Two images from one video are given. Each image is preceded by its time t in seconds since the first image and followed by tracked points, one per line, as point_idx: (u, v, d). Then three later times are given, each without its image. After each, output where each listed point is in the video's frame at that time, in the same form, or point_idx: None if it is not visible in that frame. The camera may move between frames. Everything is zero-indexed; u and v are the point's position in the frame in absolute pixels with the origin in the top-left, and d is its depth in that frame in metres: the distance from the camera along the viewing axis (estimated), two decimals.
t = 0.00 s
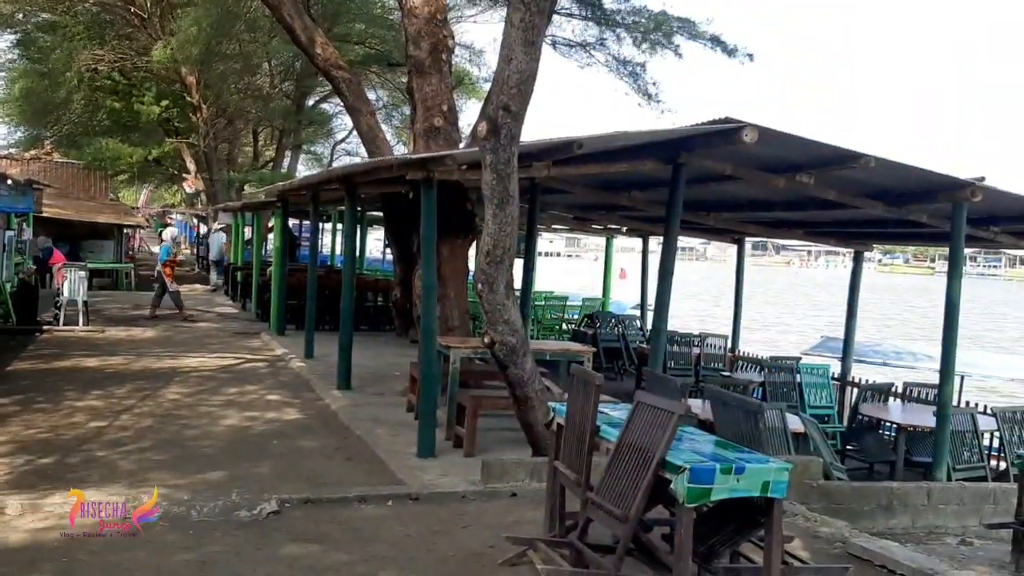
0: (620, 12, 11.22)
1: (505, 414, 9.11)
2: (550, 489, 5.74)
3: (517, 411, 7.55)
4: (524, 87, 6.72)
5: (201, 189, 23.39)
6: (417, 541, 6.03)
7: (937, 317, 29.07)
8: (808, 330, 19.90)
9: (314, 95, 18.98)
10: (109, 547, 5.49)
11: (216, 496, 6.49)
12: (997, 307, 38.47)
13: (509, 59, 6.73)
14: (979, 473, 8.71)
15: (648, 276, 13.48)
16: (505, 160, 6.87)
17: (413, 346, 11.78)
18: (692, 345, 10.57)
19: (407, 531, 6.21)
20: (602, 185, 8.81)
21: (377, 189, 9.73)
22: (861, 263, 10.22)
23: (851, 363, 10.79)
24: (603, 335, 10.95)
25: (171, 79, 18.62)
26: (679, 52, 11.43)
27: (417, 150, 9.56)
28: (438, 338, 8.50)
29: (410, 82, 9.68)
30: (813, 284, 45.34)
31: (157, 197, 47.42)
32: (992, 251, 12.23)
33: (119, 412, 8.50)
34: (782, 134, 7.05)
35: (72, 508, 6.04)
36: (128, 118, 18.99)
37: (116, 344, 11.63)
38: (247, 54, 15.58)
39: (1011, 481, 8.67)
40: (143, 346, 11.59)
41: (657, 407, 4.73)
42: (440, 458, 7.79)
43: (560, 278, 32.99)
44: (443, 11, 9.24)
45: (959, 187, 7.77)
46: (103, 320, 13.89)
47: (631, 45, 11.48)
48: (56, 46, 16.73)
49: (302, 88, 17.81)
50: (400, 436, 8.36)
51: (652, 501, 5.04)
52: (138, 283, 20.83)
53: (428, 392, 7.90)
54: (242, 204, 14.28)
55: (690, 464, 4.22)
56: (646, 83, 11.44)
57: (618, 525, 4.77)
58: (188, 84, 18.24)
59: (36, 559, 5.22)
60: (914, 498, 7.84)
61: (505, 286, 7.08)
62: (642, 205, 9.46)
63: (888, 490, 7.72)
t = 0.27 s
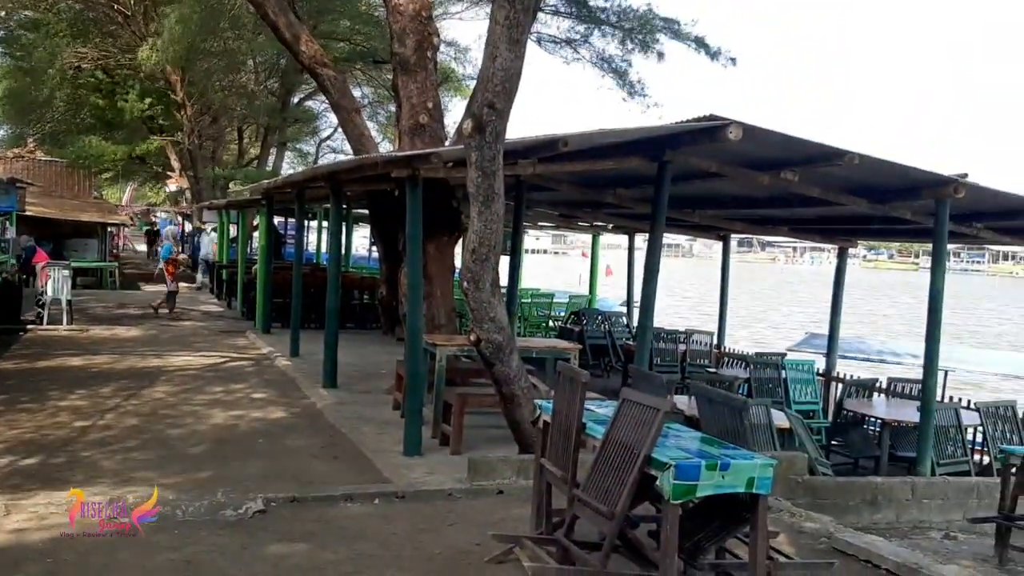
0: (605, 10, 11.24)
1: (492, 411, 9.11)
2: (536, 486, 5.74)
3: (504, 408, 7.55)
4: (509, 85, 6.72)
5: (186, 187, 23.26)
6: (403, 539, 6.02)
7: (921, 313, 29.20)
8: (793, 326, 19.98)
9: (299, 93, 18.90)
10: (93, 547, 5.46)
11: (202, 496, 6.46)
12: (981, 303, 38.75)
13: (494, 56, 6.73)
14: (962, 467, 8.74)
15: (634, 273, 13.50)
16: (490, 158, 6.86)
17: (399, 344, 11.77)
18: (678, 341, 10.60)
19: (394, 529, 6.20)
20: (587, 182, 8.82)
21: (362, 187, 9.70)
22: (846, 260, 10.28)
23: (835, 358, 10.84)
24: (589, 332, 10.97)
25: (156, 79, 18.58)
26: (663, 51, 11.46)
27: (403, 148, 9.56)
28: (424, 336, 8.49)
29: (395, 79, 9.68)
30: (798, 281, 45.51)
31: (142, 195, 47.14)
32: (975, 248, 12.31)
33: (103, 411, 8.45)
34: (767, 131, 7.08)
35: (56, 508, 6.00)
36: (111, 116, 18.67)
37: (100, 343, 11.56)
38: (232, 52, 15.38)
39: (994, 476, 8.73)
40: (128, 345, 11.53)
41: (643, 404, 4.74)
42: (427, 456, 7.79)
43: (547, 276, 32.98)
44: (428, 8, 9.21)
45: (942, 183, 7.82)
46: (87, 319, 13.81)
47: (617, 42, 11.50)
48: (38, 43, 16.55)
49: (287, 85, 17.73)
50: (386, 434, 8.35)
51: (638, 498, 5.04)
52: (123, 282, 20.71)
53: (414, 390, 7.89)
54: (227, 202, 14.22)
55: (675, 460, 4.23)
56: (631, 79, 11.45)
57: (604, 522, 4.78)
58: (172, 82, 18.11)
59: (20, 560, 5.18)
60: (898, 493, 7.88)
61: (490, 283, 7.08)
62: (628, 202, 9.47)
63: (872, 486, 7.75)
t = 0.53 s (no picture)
0: (596, 6, 11.22)
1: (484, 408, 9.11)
2: (529, 484, 5.74)
3: (497, 405, 7.55)
4: (500, 83, 6.70)
5: (176, 185, 23.17)
6: (397, 538, 6.01)
7: (912, 308, 29.31)
8: (785, 321, 20.03)
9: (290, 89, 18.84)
10: (85, 549, 5.43)
11: (195, 497, 6.44)
12: (971, 297, 38.93)
13: (484, 54, 6.71)
14: (954, 462, 8.81)
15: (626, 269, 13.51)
16: (481, 155, 6.84)
17: (391, 341, 11.76)
18: (670, 337, 10.62)
19: (388, 528, 6.20)
20: (579, 179, 8.82)
21: (353, 184, 9.68)
22: (836, 255, 10.30)
23: (827, 353, 10.88)
24: (582, 329, 10.98)
25: (144, 77, 18.59)
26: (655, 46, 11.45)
27: (395, 145, 9.55)
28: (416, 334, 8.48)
29: (386, 77, 9.68)
30: (790, 276, 45.63)
31: (132, 194, 46.96)
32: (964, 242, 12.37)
33: (94, 412, 8.42)
34: (758, 127, 7.09)
35: (48, 509, 5.97)
36: (101, 113, 18.71)
37: (91, 343, 11.52)
38: (222, 48, 15.32)
39: (985, 469, 8.77)
40: (119, 344, 11.49)
41: (636, 401, 4.73)
42: (420, 454, 7.78)
43: (539, 274, 32.98)
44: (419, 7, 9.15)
45: (932, 179, 7.85)
46: (77, 319, 13.75)
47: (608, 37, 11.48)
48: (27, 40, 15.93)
49: (278, 83, 17.66)
50: (379, 432, 8.34)
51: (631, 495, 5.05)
52: (114, 281, 20.62)
53: (406, 387, 7.88)
54: (218, 200, 14.17)
55: (668, 458, 4.23)
56: (623, 74, 11.43)
57: (597, 519, 4.78)
58: (162, 79, 18.00)
59: (12, 562, 5.15)
60: (890, 487, 7.91)
61: (482, 281, 7.07)
62: (619, 198, 9.48)
63: (865, 481, 7.77)
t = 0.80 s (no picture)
0: (595, 5, 11.21)
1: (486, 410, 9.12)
2: (532, 488, 5.75)
3: (498, 408, 7.55)
4: (499, 87, 6.70)
5: (177, 188, 23.19)
6: (399, 542, 6.02)
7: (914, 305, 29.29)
8: (787, 320, 20.02)
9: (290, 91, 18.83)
10: (89, 554, 5.45)
11: (197, 502, 6.45)
12: (973, 294, 38.91)
13: (483, 58, 6.73)
14: (957, 460, 8.81)
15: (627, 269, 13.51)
16: (481, 159, 6.85)
17: (393, 343, 11.77)
18: (672, 337, 10.63)
19: (391, 532, 6.20)
20: (579, 181, 8.82)
21: (354, 187, 9.68)
22: (837, 254, 10.30)
23: (828, 352, 10.87)
24: (583, 329, 10.98)
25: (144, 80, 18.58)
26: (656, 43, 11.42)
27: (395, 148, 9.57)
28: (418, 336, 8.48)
29: (386, 80, 9.72)
30: (792, 274, 45.61)
31: (133, 196, 46.98)
32: (965, 240, 12.36)
33: (97, 417, 8.43)
34: (757, 128, 7.09)
35: (52, 515, 5.99)
36: (101, 117, 18.84)
37: (93, 348, 11.54)
38: (222, 51, 15.31)
39: (987, 468, 8.78)
40: (122, 349, 11.50)
41: (637, 404, 4.74)
42: (422, 457, 7.79)
43: (541, 274, 32.97)
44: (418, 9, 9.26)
45: (932, 178, 7.85)
46: (79, 323, 13.76)
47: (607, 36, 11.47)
48: (27, 43, 15.90)
49: (278, 85, 17.66)
50: (381, 435, 8.35)
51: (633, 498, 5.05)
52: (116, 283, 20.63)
53: (408, 390, 7.88)
54: (219, 203, 14.19)
55: (670, 460, 4.23)
56: (623, 74, 11.41)
57: (600, 523, 4.79)
58: (162, 82, 17.94)
59: (17, 569, 5.17)
60: (892, 486, 7.91)
61: (483, 285, 7.08)
62: (620, 199, 9.48)
63: (867, 480, 7.77)
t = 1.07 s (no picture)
0: (590, 27, 11.30)
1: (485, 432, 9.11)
2: (530, 511, 5.75)
3: (497, 430, 7.55)
4: (496, 111, 6.75)
5: (176, 211, 23.25)
6: (398, 566, 6.02)
7: (913, 324, 29.30)
8: (786, 340, 20.04)
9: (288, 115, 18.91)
10: None
11: (196, 527, 6.45)
12: (972, 312, 38.94)
13: (480, 84, 6.80)
14: (955, 479, 8.82)
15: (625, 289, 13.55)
16: (478, 183, 6.89)
17: (392, 365, 11.79)
18: (670, 357, 10.65)
19: (389, 556, 6.20)
20: (576, 203, 8.88)
21: (352, 211, 9.73)
22: (834, 274, 10.34)
23: (826, 372, 10.89)
24: (582, 349, 11.00)
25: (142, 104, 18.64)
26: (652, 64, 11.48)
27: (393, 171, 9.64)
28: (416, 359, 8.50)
29: (384, 103, 9.88)
30: (791, 293, 45.66)
31: (132, 220, 47.08)
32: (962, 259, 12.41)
33: (96, 442, 8.44)
34: (753, 150, 7.15)
35: (51, 541, 5.99)
36: (102, 143, 18.93)
37: (92, 372, 11.55)
38: (221, 76, 15.39)
39: (985, 486, 8.78)
40: (120, 373, 11.52)
41: (635, 426, 4.76)
42: (420, 480, 7.78)
43: (539, 295, 32.99)
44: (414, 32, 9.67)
45: (926, 198, 7.91)
46: (78, 348, 13.78)
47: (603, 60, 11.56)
48: (25, 68, 16.10)
49: (276, 109, 17.77)
50: (380, 458, 8.35)
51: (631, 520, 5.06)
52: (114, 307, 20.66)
53: (407, 412, 7.88)
54: (218, 227, 14.25)
55: (668, 483, 4.24)
56: (618, 97, 11.50)
57: (599, 545, 4.79)
58: (160, 106, 17.97)
59: None
60: (890, 506, 7.92)
61: (481, 307, 7.10)
62: (616, 221, 9.53)
63: (865, 500, 7.78)
